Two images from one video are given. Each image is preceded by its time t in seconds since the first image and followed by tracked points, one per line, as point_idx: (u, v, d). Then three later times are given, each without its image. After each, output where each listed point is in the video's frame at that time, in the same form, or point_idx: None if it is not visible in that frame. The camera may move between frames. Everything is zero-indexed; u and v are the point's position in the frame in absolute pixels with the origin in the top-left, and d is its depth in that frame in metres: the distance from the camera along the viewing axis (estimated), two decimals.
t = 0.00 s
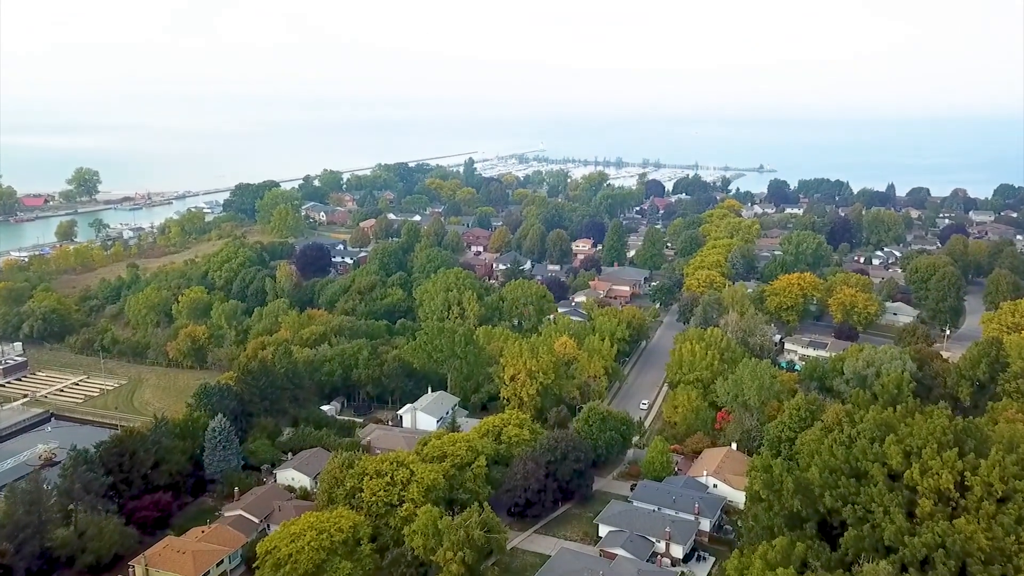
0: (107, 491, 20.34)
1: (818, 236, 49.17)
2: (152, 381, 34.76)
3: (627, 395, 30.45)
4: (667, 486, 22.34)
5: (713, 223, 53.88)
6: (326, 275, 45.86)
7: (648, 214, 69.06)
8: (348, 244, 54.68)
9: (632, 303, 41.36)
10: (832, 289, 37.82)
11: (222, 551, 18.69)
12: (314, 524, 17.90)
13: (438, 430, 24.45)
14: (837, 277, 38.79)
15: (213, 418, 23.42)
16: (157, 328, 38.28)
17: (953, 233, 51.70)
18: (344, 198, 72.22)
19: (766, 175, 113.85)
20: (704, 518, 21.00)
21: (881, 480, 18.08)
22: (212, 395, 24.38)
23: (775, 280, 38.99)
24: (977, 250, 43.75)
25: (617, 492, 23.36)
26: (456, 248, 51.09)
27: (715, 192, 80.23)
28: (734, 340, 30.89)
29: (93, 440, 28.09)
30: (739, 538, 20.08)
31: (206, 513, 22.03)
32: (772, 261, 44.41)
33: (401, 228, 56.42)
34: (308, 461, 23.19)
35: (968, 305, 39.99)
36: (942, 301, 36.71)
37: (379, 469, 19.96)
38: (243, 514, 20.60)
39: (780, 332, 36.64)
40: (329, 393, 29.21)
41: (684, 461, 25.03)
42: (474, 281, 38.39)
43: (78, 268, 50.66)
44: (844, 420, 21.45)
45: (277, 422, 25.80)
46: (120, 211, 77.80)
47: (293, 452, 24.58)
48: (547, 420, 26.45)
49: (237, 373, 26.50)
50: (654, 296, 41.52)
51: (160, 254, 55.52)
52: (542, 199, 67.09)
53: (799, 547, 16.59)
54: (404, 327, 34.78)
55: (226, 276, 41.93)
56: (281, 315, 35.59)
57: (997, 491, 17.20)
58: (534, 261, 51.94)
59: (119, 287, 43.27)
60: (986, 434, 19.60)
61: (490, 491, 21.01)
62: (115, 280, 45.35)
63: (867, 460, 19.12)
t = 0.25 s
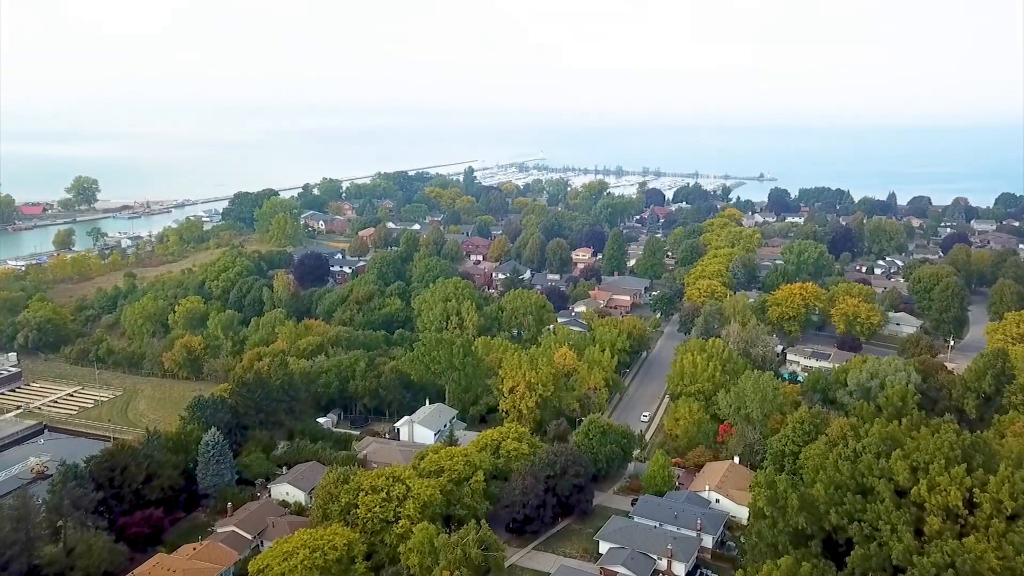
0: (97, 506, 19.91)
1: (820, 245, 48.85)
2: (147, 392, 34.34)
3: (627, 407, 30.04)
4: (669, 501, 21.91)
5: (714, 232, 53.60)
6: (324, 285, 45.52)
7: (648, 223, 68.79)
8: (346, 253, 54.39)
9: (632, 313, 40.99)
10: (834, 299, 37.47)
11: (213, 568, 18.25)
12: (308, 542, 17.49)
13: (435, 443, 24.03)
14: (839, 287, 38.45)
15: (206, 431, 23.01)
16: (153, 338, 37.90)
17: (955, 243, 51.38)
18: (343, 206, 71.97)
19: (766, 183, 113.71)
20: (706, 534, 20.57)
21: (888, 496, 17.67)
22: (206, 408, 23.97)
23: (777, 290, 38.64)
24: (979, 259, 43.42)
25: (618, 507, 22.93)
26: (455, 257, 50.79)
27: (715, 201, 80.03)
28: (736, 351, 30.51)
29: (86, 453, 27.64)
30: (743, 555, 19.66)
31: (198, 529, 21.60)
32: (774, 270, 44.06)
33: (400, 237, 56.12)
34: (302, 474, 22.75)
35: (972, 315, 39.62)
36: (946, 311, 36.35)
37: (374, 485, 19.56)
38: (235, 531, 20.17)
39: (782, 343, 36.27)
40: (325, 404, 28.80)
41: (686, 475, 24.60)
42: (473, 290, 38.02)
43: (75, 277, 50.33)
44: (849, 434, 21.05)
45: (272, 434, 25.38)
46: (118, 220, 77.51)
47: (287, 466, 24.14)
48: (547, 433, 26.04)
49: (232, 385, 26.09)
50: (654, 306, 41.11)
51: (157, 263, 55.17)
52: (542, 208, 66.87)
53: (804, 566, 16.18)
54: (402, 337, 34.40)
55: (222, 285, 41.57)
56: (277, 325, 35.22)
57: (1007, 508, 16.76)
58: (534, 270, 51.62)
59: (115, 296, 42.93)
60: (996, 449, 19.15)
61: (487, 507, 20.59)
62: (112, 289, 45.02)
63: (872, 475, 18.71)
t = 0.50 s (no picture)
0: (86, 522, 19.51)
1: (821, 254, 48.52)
2: (141, 403, 33.94)
3: (628, 419, 29.64)
4: (670, 516, 21.48)
5: (715, 241, 53.31)
6: (322, 294, 45.18)
7: (648, 232, 68.53)
8: (345, 262, 54.08)
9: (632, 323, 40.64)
10: (836, 309, 37.13)
11: None
12: (301, 560, 17.09)
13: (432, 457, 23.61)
14: (841, 297, 38.09)
15: (199, 445, 22.61)
16: (148, 348, 37.53)
17: (957, 252, 51.09)
18: (342, 215, 71.73)
19: (766, 192, 113.53)
20: (709, 551, 20.13)
21: (894, 513, 17.26)
22: (199, 421, 23.56)
23: (779, 300, 38.28)
24: (982, 269, 43.08)
25: (618, 523, 22.51)
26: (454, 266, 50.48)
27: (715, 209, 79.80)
28: (738, 362, 30.12)
29: (78, 466, 27.21)
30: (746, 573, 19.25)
31: (190, 545, 21.18)
32: (775, 280, 43.72)
33: (399, 246, 55.85)
34: (297, 489, 22.32)
35: (975, 325, 39.25)
36: (949, 321, 35.98)
37: (370, 501, 19.16)
38: (228, 547, 19.75)
39: (784, 353, 35.89)
40: (321, 417, 28.42)
41: (687, 489, 24.19)
42: (472, 300, 37.67)
43: (72, 286, 50.00)
44: (854, 447, 20.64)
45: (266, 447, 24.96)
46: (117, 228, 77.26)
47: (282, 480, 23.73)
48: (546, 446, 25.63)
49: (226, 397, 25.70)
50: (655, 316, 40.74)
51: (155, 272, 54.85)
52: (541, 217, 66.62)
53: None
54: (400, 348, 34.04)
55: (219, 295, 41.23)
56: (274, 336, 34.86)
57: (1017, 526, 16.34)
58: (534, 279, 51.29)
59: (111, 306, 42.58)
60: (1005, 464, 18.71)
61: (485, 523, 20.20)
62: (108, 299, 44.68)
63: (879, 491, 18.31)
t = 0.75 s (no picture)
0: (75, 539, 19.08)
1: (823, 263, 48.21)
2: (136, 415, 33.52)
3: (628, 431, 29.23)
4: (672, 532, 21.05)
5: (716, 250, 53.00)
6: (319, 303, 44.83)
7: (648, 241, 68.25)
8: (343, 271, 53.76)
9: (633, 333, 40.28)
10: (839, 319, 36.77)
11: None
12: None
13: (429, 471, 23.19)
14: (844, 307, 37.73)
15: (192, 459, 22.20)
16: (144, 359, 37.14)
17: (959, 261, 50.73)
18: (341, 224, 71.48)
19: (767, 201, 113.21)
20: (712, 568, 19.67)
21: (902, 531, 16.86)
22: (192, 433, 23.11)
23: (780, 310, 37.91)
24: (985, 278, 42.74)
25: (619, 538, 22.07)
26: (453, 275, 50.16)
27: (716, 218, 79.56)
28: (739, 373, 29.72)
29: (70, 480, 26.76)
30: None
31: (182, 562, 20.74)
32: (777, 289, 43.38)
33: (398, 255, 55.53)
34: (292, 504, 21.88)
35: (979, 335, 38.87)
36: (953, 332, 35.60)
37: (365, 517, 18.75)
38: (220, 564, 19.32)
39: (786, 363, 35.50)
40: (317, 429, 28.00)
41: (689, 504, 23.76)
42: (471, 310, 37.30)
43: (68, 295, 49.65)
44: (859, 462, 20.24)
45: (261, 461, 24.55)
46: (115, 237, 76.97)
47: (276, 494, 23.30)
48: (545, 460, 25.21)
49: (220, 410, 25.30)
50: (655, 326, 40.36)
51: (152, 281, 54.50)
52: (541, 226, 66.38)
53: None
54: (398, 359, 33.65)
55: (216, 305, 40.86)
56: (270, 346, 34.48)
57: None
58: (533, 288, 50.94)
59: (107, 315, 42.20)
60: (1014, 480, 18.32)
61: (483, 539, 19.79)
62: (104, 308, 44.33)
63: (885, 508, 17.92)
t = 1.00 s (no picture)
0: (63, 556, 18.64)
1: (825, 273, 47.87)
2: (130, 427, 33.08)
3: (629, 444, 28.80)
4: (674, 548, 20.59)
5: (717, 260, 52.69)
6: (317, 313, 44.48)
7: (649, 250, 67.96)
8: (342, 280, 53.48)
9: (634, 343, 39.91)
10: (842, 330, 36.39)
11: None
12: None
13: (426, 486, 22.75)
14: (847, 317, 37.33)
15: (185, 473, 21.79)
16: (139, 369, 36.74)
17: (962, 270, 50.40)
18: (340, 232, 71.20)
19: (767, 209, 113.08)
20: None
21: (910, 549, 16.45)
22: (185, 447, 22.78)
23: (782, 320, 37.53)
24: (989, 288, 42.36)
25: (620, 555, 21.62)
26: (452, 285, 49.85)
27: (717, 227, 79.29)
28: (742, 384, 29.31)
29: (62, 493, 26.30)
30: None
31: None
32: (778, 299, 43.02)
33: (397, 264, 55.21)
34: (286, 520, 21.43)
35: (983, 345, 38.45)
36: (957, 342, 35.20)
37: (360, 534, 18.33)
38: None
39: (788, 374, 35.08)
40: (313, 441, 27.55)
41: (691, 519, 23.32)
42: (470, 320, 36.91)
43: (65, 305, 49.30)
44: (865, 476, 19.84)
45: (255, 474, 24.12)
46: (114, 246, 76.69)
47: (271, 509, 22.88)
48: (545, 474, 24.78)
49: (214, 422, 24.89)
50: (656, 336, 39.97)
51: (149, 291, 54.16)
52: (541, 235, 66.10)
53: None
54: (396, 369, 33.26)
55: (213, 315, 40.50)
56: (267, 357, 34.10)
57: None
58: (533, 298, 50.58)
59: (103, 325, 41.83)
60: None
61: (480, 556, 19.36)
62: (100, 318, 43.95)
63: (893, 525, 17.51)
